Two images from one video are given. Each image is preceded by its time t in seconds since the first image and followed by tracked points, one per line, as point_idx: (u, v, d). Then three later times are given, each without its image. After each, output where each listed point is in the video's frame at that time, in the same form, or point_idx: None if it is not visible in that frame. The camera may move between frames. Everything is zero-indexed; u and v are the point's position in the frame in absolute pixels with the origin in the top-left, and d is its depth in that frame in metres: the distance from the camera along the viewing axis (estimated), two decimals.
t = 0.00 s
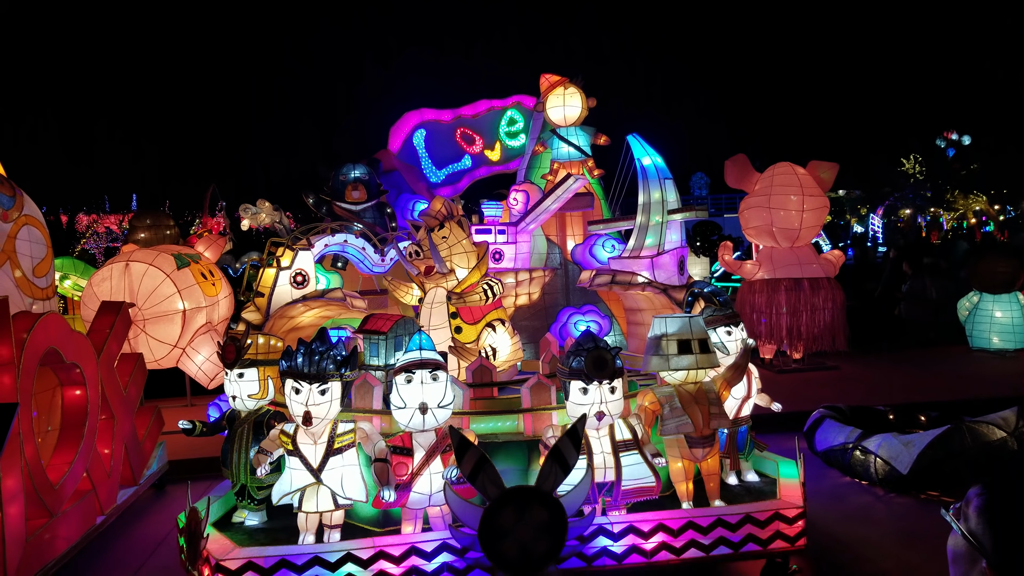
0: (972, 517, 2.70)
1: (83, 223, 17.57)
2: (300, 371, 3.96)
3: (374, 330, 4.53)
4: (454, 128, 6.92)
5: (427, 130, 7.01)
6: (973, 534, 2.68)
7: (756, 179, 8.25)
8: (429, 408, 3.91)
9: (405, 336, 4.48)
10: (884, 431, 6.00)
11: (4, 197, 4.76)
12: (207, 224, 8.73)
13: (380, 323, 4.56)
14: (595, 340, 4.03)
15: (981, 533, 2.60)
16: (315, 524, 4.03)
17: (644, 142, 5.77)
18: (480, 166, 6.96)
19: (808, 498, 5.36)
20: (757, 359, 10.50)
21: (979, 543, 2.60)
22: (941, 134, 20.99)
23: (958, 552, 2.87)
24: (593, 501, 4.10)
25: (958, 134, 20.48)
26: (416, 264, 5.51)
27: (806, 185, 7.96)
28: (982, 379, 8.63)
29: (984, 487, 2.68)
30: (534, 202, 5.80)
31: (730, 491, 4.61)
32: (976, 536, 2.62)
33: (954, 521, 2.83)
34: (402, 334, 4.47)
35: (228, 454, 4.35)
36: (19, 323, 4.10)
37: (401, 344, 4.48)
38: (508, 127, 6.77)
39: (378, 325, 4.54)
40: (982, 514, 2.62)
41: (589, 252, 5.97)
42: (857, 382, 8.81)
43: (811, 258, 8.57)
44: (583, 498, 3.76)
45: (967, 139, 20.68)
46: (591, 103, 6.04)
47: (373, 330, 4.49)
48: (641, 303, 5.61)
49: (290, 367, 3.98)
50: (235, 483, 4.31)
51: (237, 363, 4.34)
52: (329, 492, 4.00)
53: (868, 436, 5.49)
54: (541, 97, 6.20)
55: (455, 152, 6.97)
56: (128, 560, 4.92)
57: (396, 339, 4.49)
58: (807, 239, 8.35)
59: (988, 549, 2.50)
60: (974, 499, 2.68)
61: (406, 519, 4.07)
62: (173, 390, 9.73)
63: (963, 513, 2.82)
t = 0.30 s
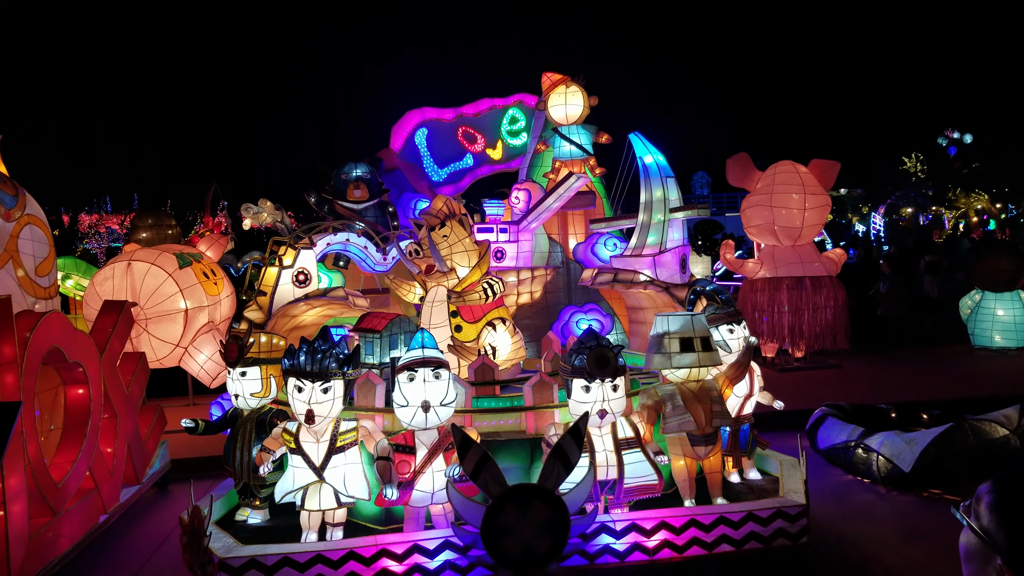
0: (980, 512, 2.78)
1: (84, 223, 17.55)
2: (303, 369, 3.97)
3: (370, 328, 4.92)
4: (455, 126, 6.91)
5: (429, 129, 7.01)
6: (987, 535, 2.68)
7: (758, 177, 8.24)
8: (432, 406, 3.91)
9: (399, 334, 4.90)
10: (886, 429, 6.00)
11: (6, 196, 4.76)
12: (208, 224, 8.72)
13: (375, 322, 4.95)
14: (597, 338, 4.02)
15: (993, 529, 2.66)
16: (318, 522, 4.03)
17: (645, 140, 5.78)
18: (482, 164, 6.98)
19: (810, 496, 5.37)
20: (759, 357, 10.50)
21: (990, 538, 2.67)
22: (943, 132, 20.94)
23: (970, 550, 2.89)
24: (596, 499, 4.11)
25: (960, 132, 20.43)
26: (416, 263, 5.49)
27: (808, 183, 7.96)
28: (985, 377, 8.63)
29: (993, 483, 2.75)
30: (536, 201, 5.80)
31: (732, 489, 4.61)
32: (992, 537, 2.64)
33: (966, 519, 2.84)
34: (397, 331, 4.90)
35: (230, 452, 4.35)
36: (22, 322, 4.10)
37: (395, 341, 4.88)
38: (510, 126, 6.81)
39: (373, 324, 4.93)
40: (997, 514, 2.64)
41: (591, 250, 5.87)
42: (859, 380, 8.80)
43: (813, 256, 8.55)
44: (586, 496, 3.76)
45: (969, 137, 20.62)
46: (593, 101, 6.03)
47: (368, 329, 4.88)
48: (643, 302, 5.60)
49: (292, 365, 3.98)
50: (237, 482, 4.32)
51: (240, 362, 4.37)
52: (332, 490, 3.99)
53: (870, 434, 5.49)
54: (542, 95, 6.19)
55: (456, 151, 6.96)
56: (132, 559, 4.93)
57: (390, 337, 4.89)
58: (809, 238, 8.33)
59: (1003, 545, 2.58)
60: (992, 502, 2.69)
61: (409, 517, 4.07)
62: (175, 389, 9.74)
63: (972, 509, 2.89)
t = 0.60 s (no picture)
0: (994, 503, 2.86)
1: (91, 221, 17.63)
2: (308, 363, 3.98)
3: (369, 323, 5.12)
4: (460, 123, 6.92)
5: (434, 125, 7.00)
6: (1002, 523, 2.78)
7: (764, 174, 8.21)
8: (436, 401, 3.93)
9: (397, 330, 5.16)
10: (893, 426, 5.98)
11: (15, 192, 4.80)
12: (214, 222, 8.75)
13: (373, 316, 5.16)
14: (601, 333, 4.02)
15: (1010, 520, 2.75)
16: (323, 516, 4.07)
17: (650, 136, 5.75)
18: (487, 161, 6.98)
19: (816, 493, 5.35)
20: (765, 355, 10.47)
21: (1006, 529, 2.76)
22: (951, 130, 20.80)
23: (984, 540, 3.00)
24: (600, 495, 4.11)
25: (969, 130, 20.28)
26: (420, 260, 5.55)
27: (815, 180, 7.91)
28: (994, 375, 8.57)
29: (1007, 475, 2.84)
30: (541, 197, 5.78)
31: (738, 485, 4.60)
32: (1009, 527, 2.74)
33: (979, 508, 2.94)
34: (394, 328, 5.15)
35: (237, 446, 4.37)
36: (30, 317, 4.13)
37: (393, 336, 5.13)
38: (514, 122, 6.81)
39: (371, 318, 5.14)
40: (1014, 505, 2.74)
41: (596, 246, 5.92)
42: (867, 378, 8.76)
43: (820, 253, 8.55)
44: (590, 491, 3.76)
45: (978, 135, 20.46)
46: (598, 97, 6.02)
47: (366, 323, 5.10)
48: (648, 298, 5.57)
49: (298, 359, 4.00)
50: (243, 475, 4.35)
51: (245, 356, 4.38)
52: (336, 485, 4.01)
53: (877, 431, 5.49)
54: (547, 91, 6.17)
55: (461, 147, 6.96)
56: (139, 552, 4.96)
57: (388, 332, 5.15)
58: (815, 235, 8.30)
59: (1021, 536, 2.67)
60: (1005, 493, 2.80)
61: (413, 512, 4.09)
62: (183, 385, 9.79)
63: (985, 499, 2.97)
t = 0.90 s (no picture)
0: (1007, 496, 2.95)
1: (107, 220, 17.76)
2: (321, 358, 3.98)
3: (375, 318, 5.07)
4: (472, 119, 6.91)
5: (446, 121, 6.98)
6: (1018, 518, 2.85)
7: (779, 171, 8.13)
8: (449, 396, 3.92)
9: (403, 326, 5.28)
10: (910, 425, 5.92)
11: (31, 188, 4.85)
12: (228, 219, 8.81)
13: (379, 312, 5.11)
14: (615, 329, 3.99)
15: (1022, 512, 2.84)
16: (337, 511, 4.07)
17: (664, 131, 5.72)
18: (499, 157, 6.98)
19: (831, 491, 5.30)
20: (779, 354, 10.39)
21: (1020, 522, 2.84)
22: (968, 127, 20.55)
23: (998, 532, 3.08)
24: (614, 491, 4.09)
25: (987, 126, 20.03)
26: (432, 256, 5.61)
27: (830, 176, 7.84)
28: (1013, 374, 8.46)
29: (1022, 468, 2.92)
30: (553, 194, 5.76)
31: (752, 483, 4.57)
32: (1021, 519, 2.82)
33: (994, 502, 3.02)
34: (401, 323, 5.27)
35: (251, 440, 4.38)
36: (47, 311, 4.17)
37: (400, 332, 5.28)
38: (527, 118, 6.80)
39: (377, 314, 5.10)
40: None
41: (609, 243, 5.88)
42: (883, 377, 8.68)
43: (835, 250, 8.47)
44: (603, 487, 3.75)
45: (996, 132, 20.19)
46: (611, 93, 6.00)
47: (373, 318, 5.04)
48: (661, 295, 5.56)
49: (311, 354, 4.00)
50: (257, 470, 4.36)
51: (259, 351, 4.39)
52: (350, 479, 4.01)
53: (894, 429, 5.43)
54: (560, 87, 6.16)
55: (474, 143, 6.97)
56: (155, 545, 5.00)
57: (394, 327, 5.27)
58: (831, 232, 8.23)
59: None
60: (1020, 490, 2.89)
61: (426, 507, 4.09)
62: (197, 381, 9.86)
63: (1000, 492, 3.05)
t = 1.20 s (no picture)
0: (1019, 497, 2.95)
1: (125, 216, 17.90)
2: (337, 353, 4.01)
3: (385, 313, 5.17)
4: (488, 114, 6.86)
5: (461, 117, 6.94)
6: None
7: (797, 166, 8.02)
8: (464, 391, 3.91)
9: (411, 321, 5.25)
10: (930, 423, 5.84)
11: (49, 184, 4.89)
12: (245, 215, 8.85)
13: (389, 307, 5.21)
14: (631, 323, 3.97)
15: None
16: (352, 505, 4.08)
17: (681, 126, 5.66)
18: (514, 152, 6.97)
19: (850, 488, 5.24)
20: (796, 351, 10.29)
21: None
22: (989, 121, 20.21)
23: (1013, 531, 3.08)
24: (631, 488, 4.06)
25: (1009, 121, 19.69)
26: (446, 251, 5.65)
27: (849, 171, 7.73)
28: None
29: None
30: (569, 189, 5.73)
31: (771, 480, 4.53)
32: None
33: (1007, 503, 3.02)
34: (408, 318, 5.24)
35: (266, 436, 4.41)
36: (65, 306, 4.21)
37: (408, 327, 5.23)
38: (543, 113, 6.80)
39: (387, 309, 5.19)
40: None
41: (624, 238, 5.78)
42: (902, 374, 8.57)
43: (854, 246, 8.38)
44: (620, 484, 3.71)
45: (1018, 126, 19.84)
46: (627, 87, 5.95)
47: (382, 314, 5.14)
48: (678, 291, 5.54)
49: (327, 349, 4.03)
50: (274, 464, 4.40)
51: (276, 346, 4.40)
52: (365, 474, 4.03)
53: (914, 427, 5.35)
54: (575, 82, 6.11)
55: (489, 139, 6.93)
56: (172, 539, 5.04)
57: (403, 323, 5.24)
58: (850, 228, 8.12)
59: None
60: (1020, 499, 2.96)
61: (442, 502, 4.08)
62: (214, 377, 9.93)
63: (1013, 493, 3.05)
